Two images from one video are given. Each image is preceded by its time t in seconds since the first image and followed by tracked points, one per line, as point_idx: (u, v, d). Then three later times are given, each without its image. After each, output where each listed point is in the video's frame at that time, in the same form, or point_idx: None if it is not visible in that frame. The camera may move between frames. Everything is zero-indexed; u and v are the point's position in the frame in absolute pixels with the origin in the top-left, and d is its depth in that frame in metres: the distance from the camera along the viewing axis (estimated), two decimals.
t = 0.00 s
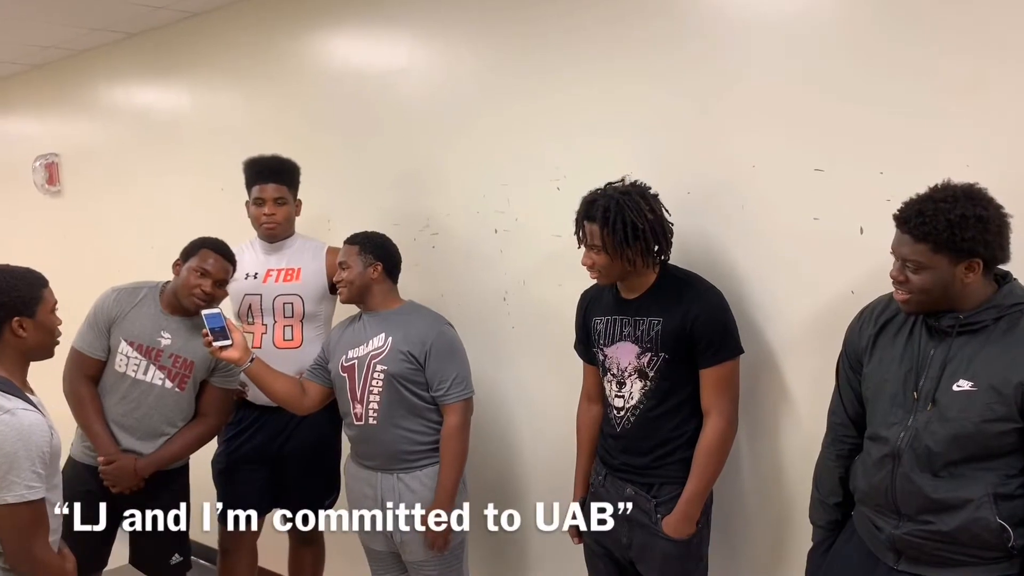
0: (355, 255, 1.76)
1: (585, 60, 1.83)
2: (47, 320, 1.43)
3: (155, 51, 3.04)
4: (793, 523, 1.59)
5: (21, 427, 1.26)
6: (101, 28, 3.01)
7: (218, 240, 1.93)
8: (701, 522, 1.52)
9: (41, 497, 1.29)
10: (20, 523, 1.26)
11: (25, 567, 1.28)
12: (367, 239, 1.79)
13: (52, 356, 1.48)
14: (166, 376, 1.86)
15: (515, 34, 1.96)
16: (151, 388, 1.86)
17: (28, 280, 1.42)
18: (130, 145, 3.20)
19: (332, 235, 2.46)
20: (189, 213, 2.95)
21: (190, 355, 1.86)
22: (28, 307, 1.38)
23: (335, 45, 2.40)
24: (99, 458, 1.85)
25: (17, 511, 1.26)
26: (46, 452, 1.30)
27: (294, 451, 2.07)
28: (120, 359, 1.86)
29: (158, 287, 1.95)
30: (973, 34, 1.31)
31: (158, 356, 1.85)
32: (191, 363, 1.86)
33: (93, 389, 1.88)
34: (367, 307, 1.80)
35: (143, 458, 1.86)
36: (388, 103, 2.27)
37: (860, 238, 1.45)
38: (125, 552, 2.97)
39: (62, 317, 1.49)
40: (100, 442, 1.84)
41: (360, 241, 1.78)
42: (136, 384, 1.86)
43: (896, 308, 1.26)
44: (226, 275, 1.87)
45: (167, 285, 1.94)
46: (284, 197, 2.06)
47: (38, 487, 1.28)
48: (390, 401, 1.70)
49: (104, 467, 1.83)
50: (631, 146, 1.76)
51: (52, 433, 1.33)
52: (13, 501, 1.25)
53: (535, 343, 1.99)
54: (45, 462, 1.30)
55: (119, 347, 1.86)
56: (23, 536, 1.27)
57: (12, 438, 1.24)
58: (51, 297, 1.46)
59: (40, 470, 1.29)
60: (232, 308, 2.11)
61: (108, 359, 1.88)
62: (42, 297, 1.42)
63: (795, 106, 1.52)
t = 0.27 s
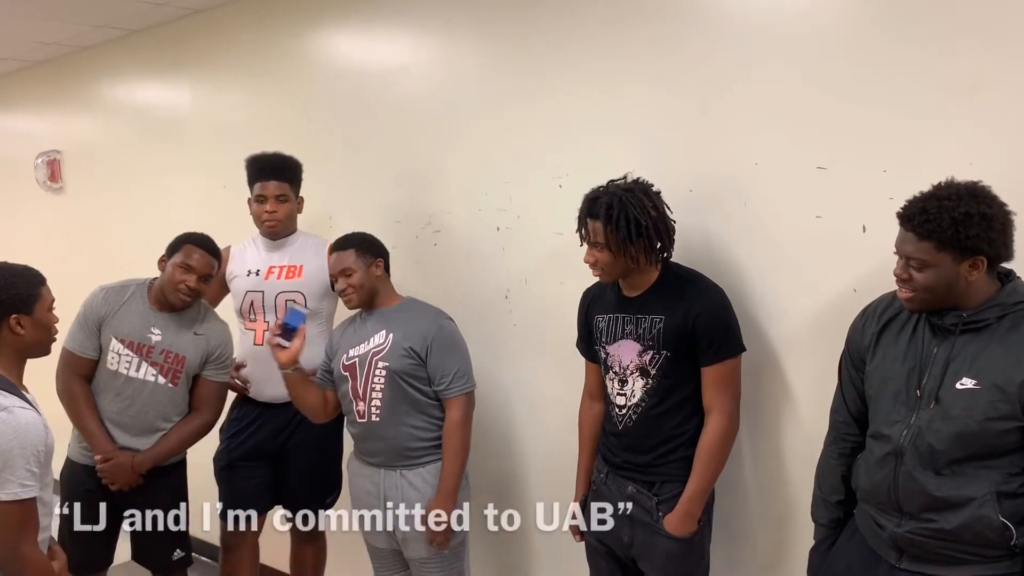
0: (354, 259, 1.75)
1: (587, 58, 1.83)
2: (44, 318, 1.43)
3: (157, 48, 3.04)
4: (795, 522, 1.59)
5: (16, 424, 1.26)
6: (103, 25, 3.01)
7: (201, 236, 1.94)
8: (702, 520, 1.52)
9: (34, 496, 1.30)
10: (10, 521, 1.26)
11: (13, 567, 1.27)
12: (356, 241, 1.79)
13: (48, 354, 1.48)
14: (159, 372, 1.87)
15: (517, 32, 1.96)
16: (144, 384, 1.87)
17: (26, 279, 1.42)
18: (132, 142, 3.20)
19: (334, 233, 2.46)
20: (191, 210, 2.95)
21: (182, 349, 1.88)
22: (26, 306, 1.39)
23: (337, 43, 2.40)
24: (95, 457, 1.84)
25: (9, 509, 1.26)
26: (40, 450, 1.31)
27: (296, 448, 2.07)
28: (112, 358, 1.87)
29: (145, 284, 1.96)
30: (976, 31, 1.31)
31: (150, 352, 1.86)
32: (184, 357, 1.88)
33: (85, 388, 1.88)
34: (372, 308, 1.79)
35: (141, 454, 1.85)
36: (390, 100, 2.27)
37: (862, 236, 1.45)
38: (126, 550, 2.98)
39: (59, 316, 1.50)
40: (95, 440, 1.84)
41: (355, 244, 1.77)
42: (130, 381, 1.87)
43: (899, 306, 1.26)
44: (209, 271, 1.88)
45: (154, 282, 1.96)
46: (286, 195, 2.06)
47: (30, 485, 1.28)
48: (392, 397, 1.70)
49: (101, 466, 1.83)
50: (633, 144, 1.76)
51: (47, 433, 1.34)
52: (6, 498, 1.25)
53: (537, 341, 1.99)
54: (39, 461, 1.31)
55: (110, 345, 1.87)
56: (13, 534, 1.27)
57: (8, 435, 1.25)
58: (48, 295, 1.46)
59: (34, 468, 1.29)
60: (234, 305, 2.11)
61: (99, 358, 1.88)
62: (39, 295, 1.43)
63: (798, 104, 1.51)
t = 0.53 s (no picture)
0: (368, 257, 1.72)
1: (587, 56, 1.83)
2: (62, 319, 1.42)
3: (157, 47, 3.04)
4: (795, 521, 1.58)
5: (36, 428, 1.26)
6: (103, 23, 3.01)
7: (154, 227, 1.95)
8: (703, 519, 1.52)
9: (52, 499, 1.29)
10: (26, 524, 1.26)
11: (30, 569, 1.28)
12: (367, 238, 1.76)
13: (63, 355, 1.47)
14: (140, 366, 1.89)
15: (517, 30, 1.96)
16: (128, 381, 1.89)
17: (42, 279, 1.40)
18: (132, 141, 3.20)
19: (334, 231, 2.46)
20: (191, 209, 2.95)
21: (158, 340, 1.90)
22: (45, 308, 1.38)
23: (337, 41, 2.39)
24: (88, 459, 1.85)
25: (26, 512, 1.26)
26: (59, 453, 1.30)
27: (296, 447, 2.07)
28: (90, 359, 1.88)
29: (113, 283, 1.97)
30: (978, 29, 1.31)
31: (127, 348, 1.88)
32: (162, 348, 1.91)
33: (68, 393, 1.88)
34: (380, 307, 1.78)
35: (133, 449, 1.87)
36: (390, 99, 2.27)
37: (864, 235, 1.44)
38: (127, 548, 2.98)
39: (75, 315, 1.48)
40: (85, 443, 1.85)
41: (366, 242, 1.74)
42: (113, 380, 1.88)
43: (902, 304, 1.26)
44: (168, 262, 1.89)
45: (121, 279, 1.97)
46: (285, 192, 2.05)
47: (49, 488, 1.28)
48: (404, 395, 1.70)
49: (96, 466, 1.84)
50: (634, 142, 1.76)
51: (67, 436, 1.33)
52: (26, 501, 1.25)
53: (537, 340, 1.99)
54: (58, 463, 1.30)
55: (86, 347, 1.88)
56: (30, 536, 1.27)
57: (28, 439, 1.24)
58: (66, 295, 1.44)
59: (52, 471, 1.29)
60: (234, 303, 2.11)
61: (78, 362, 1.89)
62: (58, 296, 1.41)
63: (799, 102, 1.51)
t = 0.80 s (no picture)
0: (397, 252, 1.72)
1: (585, 57, 1.83)
2: (91, 318, 1.42)
3: (155, 47, 3.04)
4: (792, 520, 1.59)
5: (76, 428, 1.26)
6: (101, 24, 3.01)
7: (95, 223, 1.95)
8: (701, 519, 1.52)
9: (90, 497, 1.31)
10: (66, 523, 1.27)
11: (71, 565, 1.31)
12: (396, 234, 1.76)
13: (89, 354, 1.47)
14: (114, 361, 1.92)
15: (516, 31, 1.96)
16: (104, 377, 1.91)
17: (74, 278, 1.40)
18: (130, 141, 3.20)
19: (332, 232, 2.46)
20: (190, 209, 2.94)
21: (127, 333, 1.93)
22: (79, 309, 1.38)
23: (335, 42, 2.39)
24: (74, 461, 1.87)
25: (67, 511, 1.27)
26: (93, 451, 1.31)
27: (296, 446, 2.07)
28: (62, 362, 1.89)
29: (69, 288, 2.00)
30: (977, 29, 1.31)
31: (97, 345, 1.90)
32: (132, 339, 1.94)
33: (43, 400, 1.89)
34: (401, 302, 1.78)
35: (117, 445, 1.90)
36: (388, 100, 2.27)
37: (862, 235, 1.45)
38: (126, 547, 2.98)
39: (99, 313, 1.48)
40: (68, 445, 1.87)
41: (395, 237, 1.74)
42: (88, 379, 1.90)
43: (902, 303, 1.26)
44: (116, 258, 1.91)
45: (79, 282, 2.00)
46: (284, 193, 2.05)
47: (87, 486, 1.30)
48: (424, 397, 1.70)
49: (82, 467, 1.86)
50: (633, 142, 1.76)
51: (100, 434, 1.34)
52: (67, 501, 1.26)
53: (536, 340, 1.99)
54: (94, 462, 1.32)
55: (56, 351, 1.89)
56: (69, 534, 1.29)
57: (68, 440, 1.25)
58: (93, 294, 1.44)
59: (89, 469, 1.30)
60: (233, 304, 2.11)
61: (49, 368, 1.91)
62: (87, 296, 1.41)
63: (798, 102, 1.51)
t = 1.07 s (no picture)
0: (433, 250, 1.73)
1: (584, 59, 1.83)
2: (103, 314, 1.43)
3: (154, 49, 3.04)
4: (791, 522, 1.59)
5: (90, 420, 1.27)
6: (99, 25, 3.01)
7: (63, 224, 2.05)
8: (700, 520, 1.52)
9: (111, 488, 1.31)
10: (89, 514, 1.27)
11: (98, 558, 1.30)
12: (441, 234, 1.77)
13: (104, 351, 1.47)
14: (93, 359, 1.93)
15: (515, 32, 1.96)
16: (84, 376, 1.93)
17: (85, 275, 1.41)
18: (129, 142, 3.20)
19: (331, 233, 2.46)
20: (188, 210, 2.94)
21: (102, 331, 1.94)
22: (91, 304, 1.39)
23: (333, 43, 2.40)
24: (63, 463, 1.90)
25: (89, 502, 1.27)
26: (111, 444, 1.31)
27: (294, 447, 2.07)
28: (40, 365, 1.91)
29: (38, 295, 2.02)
30: (974, 31, 1.31)
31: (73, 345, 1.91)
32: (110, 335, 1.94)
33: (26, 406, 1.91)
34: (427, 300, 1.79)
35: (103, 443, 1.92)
36: (387, 101, 2.27)
37: (859, 237, 1.45)
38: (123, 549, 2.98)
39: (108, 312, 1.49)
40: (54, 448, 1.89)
41: (437, 234, 1.76)
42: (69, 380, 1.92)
43: (900, 303, 1.26)
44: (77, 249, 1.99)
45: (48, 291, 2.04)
46: (278, 192, 2.04)
47: (108, 477, 1.29)
48: (451, 399, 1.71)
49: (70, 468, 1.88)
50: (631, 144, 1.76)
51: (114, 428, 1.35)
52: (87, 493, 1.26)
53: (534, 342, 1.99)
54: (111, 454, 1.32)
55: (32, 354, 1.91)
56: (92, 526, 1.28)
57: (85, 431, 1.25)
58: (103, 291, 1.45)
59: (108, 461, 1.30)
60: (231, 305, 2.11)
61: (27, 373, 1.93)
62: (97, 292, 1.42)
63: (796, 103, 1.51)
